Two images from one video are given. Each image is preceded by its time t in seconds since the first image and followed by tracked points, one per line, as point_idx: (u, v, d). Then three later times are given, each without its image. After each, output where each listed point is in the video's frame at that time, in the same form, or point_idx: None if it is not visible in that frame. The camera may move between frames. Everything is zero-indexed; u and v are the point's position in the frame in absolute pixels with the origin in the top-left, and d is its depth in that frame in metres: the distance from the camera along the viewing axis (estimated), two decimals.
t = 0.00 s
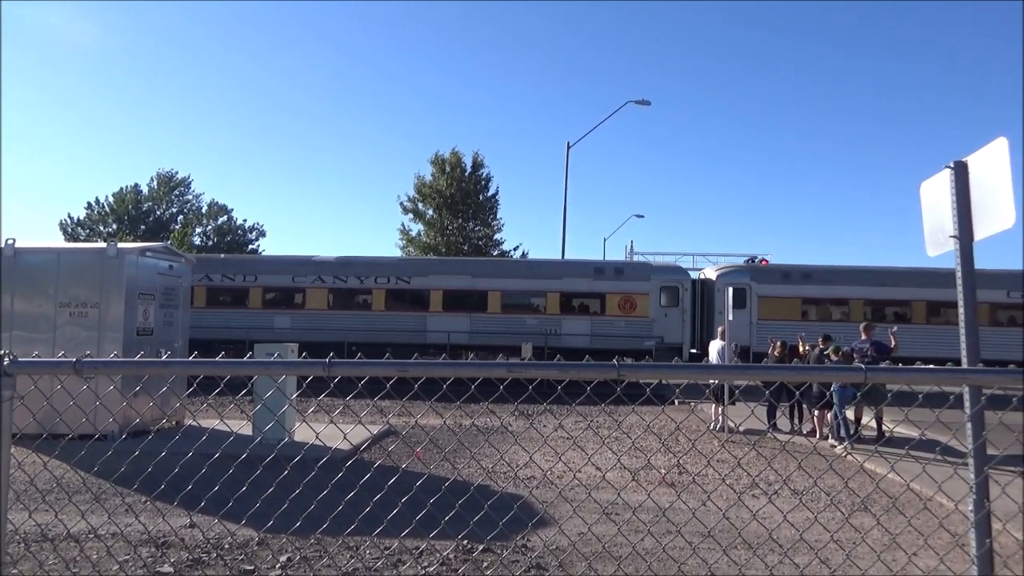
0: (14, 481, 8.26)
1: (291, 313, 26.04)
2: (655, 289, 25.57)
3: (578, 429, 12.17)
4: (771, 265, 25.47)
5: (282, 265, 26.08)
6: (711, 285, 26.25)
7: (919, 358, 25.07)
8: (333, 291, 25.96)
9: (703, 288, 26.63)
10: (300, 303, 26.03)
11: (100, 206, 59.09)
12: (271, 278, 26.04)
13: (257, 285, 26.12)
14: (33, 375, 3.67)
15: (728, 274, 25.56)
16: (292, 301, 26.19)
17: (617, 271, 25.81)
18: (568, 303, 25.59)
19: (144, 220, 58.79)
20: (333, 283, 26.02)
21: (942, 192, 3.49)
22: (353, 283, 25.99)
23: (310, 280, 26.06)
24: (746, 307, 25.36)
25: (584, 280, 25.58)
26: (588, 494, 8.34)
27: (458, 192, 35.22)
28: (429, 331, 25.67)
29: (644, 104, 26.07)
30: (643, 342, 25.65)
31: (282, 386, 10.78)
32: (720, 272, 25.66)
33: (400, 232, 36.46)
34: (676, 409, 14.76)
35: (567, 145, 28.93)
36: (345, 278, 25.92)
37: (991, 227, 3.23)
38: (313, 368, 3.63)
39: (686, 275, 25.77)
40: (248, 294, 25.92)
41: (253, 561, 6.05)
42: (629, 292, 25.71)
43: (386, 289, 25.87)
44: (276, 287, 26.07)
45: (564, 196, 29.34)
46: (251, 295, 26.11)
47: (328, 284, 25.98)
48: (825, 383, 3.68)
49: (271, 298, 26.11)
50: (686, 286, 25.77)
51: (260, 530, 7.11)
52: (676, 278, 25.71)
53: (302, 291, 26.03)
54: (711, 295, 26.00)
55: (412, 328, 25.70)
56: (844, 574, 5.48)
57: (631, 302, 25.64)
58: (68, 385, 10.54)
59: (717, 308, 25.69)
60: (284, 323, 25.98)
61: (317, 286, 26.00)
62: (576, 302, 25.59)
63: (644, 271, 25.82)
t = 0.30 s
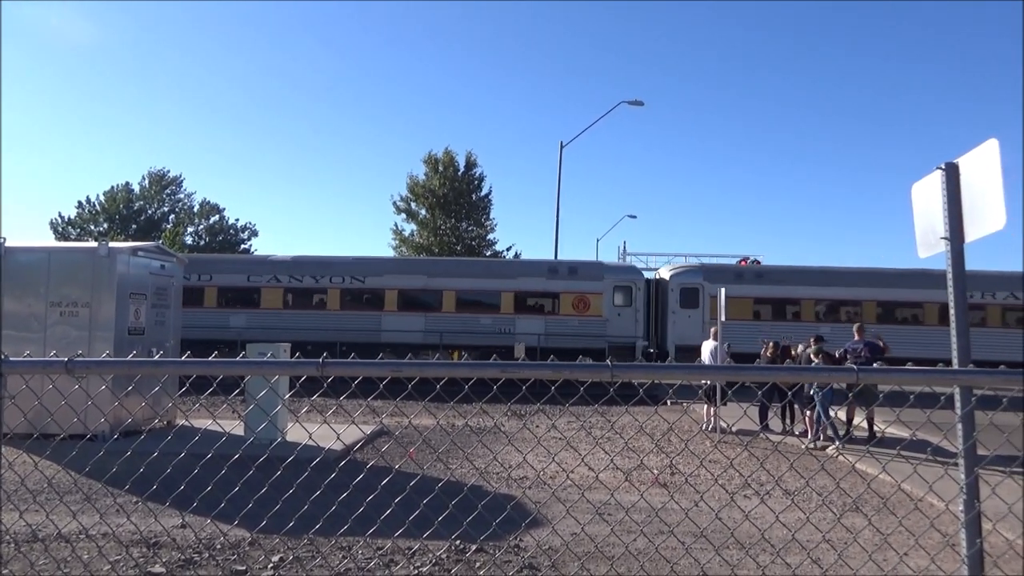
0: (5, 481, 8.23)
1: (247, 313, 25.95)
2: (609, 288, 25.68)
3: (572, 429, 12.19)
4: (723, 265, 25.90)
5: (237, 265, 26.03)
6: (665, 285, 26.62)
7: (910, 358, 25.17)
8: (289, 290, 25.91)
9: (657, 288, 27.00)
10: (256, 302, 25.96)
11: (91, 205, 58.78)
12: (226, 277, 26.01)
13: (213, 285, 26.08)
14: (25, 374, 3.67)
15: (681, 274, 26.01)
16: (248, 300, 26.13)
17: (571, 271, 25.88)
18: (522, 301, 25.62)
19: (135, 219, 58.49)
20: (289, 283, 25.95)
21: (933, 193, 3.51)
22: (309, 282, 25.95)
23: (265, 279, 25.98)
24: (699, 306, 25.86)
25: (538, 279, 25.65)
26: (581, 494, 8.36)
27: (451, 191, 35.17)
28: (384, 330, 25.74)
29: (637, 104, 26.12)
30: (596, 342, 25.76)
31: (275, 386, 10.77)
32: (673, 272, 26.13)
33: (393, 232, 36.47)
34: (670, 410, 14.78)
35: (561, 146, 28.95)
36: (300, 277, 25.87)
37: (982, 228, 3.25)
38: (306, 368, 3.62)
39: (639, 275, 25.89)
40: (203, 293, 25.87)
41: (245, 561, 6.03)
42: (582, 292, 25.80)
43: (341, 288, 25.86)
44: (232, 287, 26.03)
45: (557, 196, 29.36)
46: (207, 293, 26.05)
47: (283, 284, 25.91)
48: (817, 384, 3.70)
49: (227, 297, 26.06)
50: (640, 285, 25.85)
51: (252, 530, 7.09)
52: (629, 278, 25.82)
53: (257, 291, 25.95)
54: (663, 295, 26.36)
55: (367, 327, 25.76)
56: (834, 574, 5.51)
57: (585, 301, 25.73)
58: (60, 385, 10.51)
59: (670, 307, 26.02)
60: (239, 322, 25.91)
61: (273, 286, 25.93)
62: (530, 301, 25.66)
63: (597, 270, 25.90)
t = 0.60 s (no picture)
0: None
1: (204, 313, 26.04)
2: (565, 288, 25.60)
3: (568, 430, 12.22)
4: (677, 264, 25.87)
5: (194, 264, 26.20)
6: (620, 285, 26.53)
7: (903, 358, 25.24)
8: (245, 290, 26.01)
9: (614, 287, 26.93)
10: (213, 302, 26.07)
11: (84, 206, 58.53)
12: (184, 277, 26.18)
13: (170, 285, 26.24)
14: (22, 377, 3.67)
15: (637, 273, 25.91)
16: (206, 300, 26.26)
17: (527, 270, 25.77)
18: (478, 300, 25.64)
19: (129, 220, 58.28)
20: (245, 283, 26.05)
21: (926, 194, 3.52)
22: (266, 282, 26.04)
23: (222, 280, 26.11)
24: (654, 305, 25.70)
25: (494, 279, 25.64)
26: (577, 494, 8.37)
27: (445, 192, 35.21)
28: (341, 331, 25.81)
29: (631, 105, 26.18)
30: (553, 340, 25.69)
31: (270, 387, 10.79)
32: (629, 271, 26.05)
33: (388, 232, 36.50)
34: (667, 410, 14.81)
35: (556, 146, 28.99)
36: (257, 277, 25.96)
37: (975, 226, 3.27)
38: (303, 369, 3.62)
39: (595, 274, 25.81)
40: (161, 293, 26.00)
41: (240, 563, 6.02)
42: (538, 291, 25.73)
43: (298, 288, 25.97)
44: (189, 287, 26.19)
45: (552, 196, 29.42)
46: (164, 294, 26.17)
47: (240, 284, 26.02)
48: (813, 383, 3.71)
49: (185, 297, 26.17)
50: (596, 285, 25.78)
51: (248, 532, 7.08)
52: (585, 277, 25.75)
53: (214, 291, 26.08)
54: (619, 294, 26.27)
55: (324, 327, 25.84)
56: (829, 573, 5.52)
57: (541, 301, 25.67)
58: (54, 386, 10.48)
59: (625, 306, 25.92)
60: (196, 322, 26.01)
61: (230, 286, 26.04)
62: (486, 300, 25.64)
63: (552, 268, 25.79)
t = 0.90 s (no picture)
0: None
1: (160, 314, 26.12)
2: (520, 288, 25.63)
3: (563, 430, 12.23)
4: (633, 264, 25.95)
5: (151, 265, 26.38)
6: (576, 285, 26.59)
7: (896, 358, 25.33)
8: (201, 291, 26.05)
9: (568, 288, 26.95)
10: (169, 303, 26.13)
11: (76, 207, 58.34)
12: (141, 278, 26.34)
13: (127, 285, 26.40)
14: (13, 379, 3.66)
15: (594, 273, 25.98)
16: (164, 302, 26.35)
17: (482, 271, 25.81)
18: (433, 301, 25.62)
19: (121, 221, 58.10)
20: (202, 284, 26.12)
21: (919, 194, 3.53)
22: (221, 283, 26.06)
23: (179, 282, 26.19)
24: (609, 305, 25.77)
25: (449, 279, 25.64)
26: (572, 495, 8.37)
27: (439, 192, 35.13)
28: (297, 331, 25.73)
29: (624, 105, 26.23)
30: (508, 340, 25.64)
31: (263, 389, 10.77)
32: (586, 271, 26.14)
33: (381, 233, 36.50)
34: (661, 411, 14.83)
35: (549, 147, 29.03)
36: (212, 279, 26.00)
37: (968, 229, 3.28)
38: (297, 370, 3.62)
39: (550, 274, 25.93)
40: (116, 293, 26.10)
41: (234, 565, 6.01)
42: (494, 291, 25.74)
43: (254, 289, 25.89)
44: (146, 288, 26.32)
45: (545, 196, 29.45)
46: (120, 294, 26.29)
47: (196, 285, 26.08)
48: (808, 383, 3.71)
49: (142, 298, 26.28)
50: (551, 285, 25.87)
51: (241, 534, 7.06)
52: (540, 277, 25.83)
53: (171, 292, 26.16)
54: (574, 294, 26.32)
55: (280, 328, 25.76)
56: (824, 573, 5.52)
57: (496, 301, 25.67)
58: (45, 389, 10.45)
59: (580, 306, 25.97)
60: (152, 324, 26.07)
61: (185, 287, 26.11)
62: (441, 301, 25.62)
63: (507, 269, 25.84)
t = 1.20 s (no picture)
0: None
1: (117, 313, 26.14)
2: (478, 287, 25.64)
3: (558, 430, 12.24)
4: (589, 264, 25.90)
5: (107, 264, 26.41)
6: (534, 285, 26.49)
7: (890, 358, 25.39)
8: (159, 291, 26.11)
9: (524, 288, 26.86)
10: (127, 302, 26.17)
11: (71, 207, 58.16)
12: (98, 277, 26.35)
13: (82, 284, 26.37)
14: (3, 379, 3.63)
15: (551, 272, 25.91)
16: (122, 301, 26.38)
17: (440, 270, 25.85)
18: (391, 301, 25.66)
19: (115, 221, 57.94)
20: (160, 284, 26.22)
21: (914, 194, 3.53)
22: (179, 283, 26.18)
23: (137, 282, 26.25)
24: (566, 305, 25.69)
25: (406, 278, 25.63)
26: (567, 495, 8.37)
27: (435, 192, 35.08)
28: (254, 331, 25.82)
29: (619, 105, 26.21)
30: (465, 339, 25.67)
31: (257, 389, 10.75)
32: (543, 271, 26.03)
33: (376, 233, 36.48)
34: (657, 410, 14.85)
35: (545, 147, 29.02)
36: (171, 278, 26.12)
37: (962, 228, 3.28)
38: (291, 370, 3.61)
39: (508, 273, 25.92)
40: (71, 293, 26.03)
41: (228, 565, 5.99)
42: (451, 291, 25.77)
43: (212, 289, 26.02)
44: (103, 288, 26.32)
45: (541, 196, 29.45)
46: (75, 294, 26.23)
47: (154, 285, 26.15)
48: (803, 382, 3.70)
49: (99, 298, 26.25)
50: (508, 284, 25.89)
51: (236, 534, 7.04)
52: (497, 277, 25.85)
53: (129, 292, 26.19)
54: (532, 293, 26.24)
55: (237, 328, 25.88)
56: (818, 572, 5.53)
57: (453, 300, 25.70)
58: (39, 389, 10.41)
59: (537, 305, 25.82)
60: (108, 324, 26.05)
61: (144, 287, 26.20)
62: (399, 300, 25.66)
63: (464, 269, 25.83)
